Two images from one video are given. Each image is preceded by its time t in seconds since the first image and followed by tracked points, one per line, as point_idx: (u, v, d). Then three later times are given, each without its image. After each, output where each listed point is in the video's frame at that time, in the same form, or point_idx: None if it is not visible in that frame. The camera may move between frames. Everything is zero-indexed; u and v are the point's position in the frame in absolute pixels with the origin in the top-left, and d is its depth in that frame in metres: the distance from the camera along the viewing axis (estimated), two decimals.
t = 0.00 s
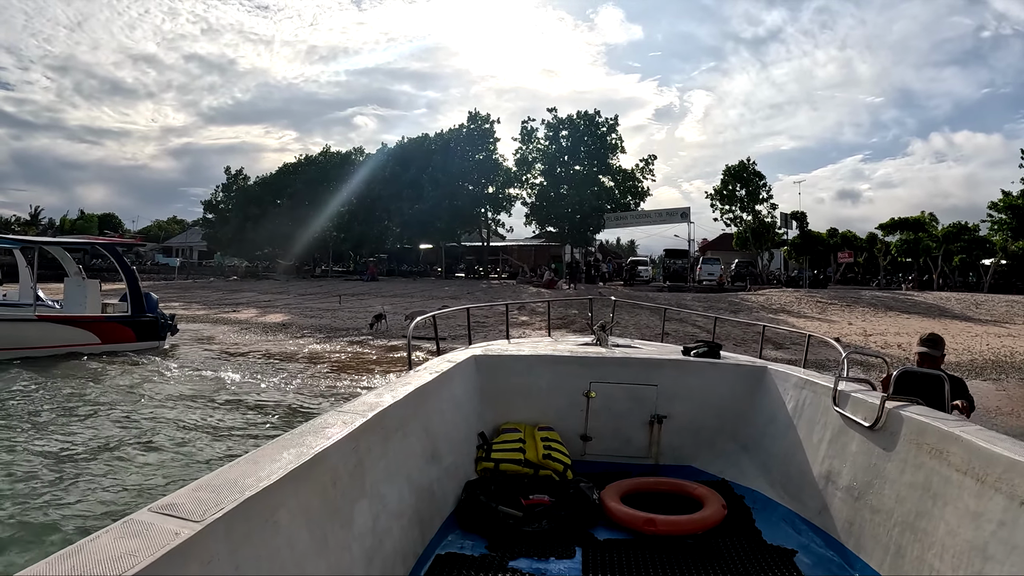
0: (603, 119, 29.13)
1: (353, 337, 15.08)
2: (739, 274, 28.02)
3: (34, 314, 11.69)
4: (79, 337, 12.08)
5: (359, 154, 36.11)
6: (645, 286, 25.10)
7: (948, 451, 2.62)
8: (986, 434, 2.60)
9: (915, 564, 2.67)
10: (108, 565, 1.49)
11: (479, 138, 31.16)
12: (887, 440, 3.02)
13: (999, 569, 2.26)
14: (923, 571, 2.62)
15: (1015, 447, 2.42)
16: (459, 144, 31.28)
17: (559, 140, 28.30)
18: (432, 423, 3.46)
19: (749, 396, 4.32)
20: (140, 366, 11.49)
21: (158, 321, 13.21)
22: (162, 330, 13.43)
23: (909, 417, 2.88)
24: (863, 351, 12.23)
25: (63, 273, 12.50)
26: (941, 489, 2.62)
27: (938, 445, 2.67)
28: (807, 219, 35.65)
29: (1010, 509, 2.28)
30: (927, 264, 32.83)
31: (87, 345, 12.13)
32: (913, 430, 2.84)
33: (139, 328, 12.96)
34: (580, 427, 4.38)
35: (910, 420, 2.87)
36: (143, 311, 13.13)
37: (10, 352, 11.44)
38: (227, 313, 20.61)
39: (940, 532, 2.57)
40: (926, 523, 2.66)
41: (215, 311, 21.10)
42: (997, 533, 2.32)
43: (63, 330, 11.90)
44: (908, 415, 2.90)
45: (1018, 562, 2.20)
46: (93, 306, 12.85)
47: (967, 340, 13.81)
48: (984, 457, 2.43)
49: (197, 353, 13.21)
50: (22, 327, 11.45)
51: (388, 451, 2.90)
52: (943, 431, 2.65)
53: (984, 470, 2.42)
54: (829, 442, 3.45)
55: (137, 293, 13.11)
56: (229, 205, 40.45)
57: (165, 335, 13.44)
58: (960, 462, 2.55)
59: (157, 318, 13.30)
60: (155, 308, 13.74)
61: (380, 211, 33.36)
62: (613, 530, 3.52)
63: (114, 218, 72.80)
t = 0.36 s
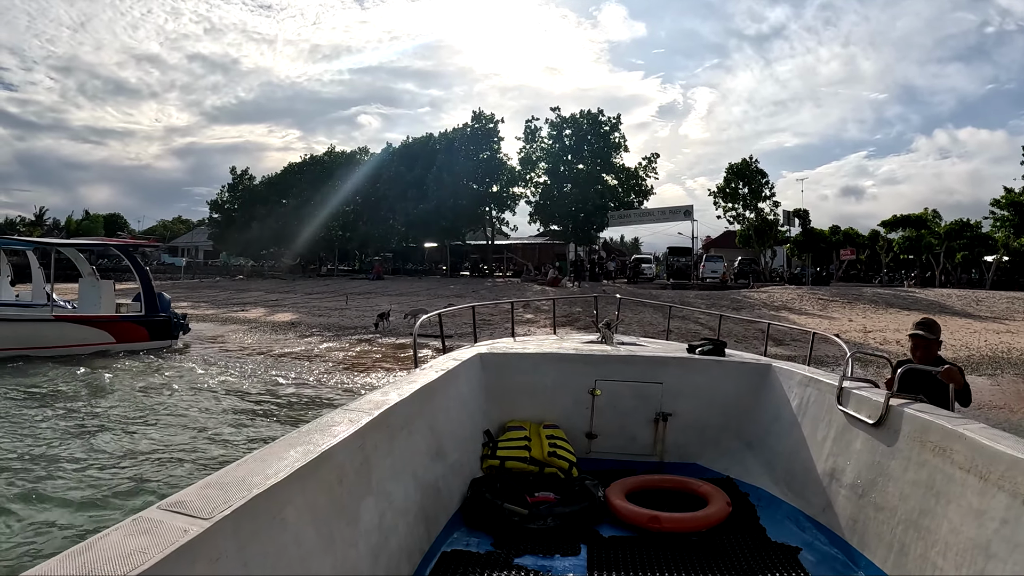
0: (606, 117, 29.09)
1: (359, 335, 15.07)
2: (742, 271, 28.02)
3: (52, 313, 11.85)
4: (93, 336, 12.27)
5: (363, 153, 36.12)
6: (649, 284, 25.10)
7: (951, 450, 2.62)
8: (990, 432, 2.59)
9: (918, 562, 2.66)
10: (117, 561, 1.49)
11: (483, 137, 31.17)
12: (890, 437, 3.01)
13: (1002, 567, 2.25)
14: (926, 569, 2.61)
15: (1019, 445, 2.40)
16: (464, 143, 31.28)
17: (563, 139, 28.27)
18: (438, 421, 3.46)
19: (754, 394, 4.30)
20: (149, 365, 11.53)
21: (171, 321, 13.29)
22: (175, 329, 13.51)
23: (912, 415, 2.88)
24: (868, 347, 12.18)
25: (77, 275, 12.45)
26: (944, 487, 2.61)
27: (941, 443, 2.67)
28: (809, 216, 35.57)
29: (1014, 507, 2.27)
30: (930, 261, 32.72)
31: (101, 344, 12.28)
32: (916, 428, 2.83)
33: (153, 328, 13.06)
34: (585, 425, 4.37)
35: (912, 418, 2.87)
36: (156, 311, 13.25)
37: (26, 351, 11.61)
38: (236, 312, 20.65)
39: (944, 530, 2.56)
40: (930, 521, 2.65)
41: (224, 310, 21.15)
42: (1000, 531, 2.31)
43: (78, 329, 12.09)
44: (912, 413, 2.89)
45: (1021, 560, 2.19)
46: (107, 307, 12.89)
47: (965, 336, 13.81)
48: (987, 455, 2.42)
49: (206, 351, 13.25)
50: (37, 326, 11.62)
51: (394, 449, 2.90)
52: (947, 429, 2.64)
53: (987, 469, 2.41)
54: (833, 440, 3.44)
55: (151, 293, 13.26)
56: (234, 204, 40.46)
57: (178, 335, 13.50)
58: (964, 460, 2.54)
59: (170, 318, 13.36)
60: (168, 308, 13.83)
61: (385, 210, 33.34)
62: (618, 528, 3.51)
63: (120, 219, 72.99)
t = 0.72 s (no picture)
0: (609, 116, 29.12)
1: (364, 333, 15.08)
2: (744, 268, 28.03)
3: (69, 313, 11.87)
4: (109, 334, 12.29)
5: (367, 152, 36.16)
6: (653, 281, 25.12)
7: (961, 450, 2.62)
8: (1001, 434, 2.58)
9: (927, 563, 2.66)
10: (132, 550, 1.50)
11: (487, 137, 31.22)
12: (900, 437, 3.01)
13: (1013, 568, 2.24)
14: (935, 570, 2.61)
15: None
16: (468, 142, 31.33)
17: (566, 138, 28.29)
18: (447, 415, 3.46)
19: (762, 394, 4.29)
20: (158, 362, 11.56)
21: (183, 319, 13.50)
22: (186, 327, 13.71)
23: (923, 417, 2.87)
24: (872, 344, 12.17)
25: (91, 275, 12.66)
26: (955, 488, 2.61)
27: (952, 444, 2.66)
28: (810, 214, 35.54)
29: None
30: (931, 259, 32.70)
31: (116, 342, 12.35)
32: (926, 429, 2.83)
33: (165, 326, 13.22)
34: (593, 422, 4.38)
35: (923, 419, 2.87)
36: (168, 310, 13.41)
37: (44, 349, 11.59)
38: (244, 310, 20.66)
39: (953, 531, 2.56)
40: (939, 521, 2.65)
41: (232, 309, 21.16)
42: (1010, 532, 2.30)
43: (94, 328, 12.10)
44: (922, 414, 2.88)
45: None
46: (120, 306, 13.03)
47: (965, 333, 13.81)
48: (997, 456, 2.42)
49: (213, 349, 13.27)
50: (56, 325, 11.62)
51: (405, 444, 2.90)
52: (958, 430, 2.64)
53: (998, 470, 2.41)
54: (842, 440, 3.44)
55: (162, 292, 13.41)
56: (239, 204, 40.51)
57: (189, 333, 13.69)
58: (974, 461, 2.54)
59: (182, 316, 13.56)
60: (179, 307, 13.99)
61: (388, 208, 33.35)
62: (626, 525, 3.50)
63: (125, 219, 73.03)
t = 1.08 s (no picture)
0: (611, 115, 29.11)
1: (369, 332, 15.08)
2: (747, 267, 28.02)
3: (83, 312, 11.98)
4: (120, 333, 12.32)
5: (371, 151, 36.17)
6: (656, 280, 25.12)
7: (969, 450, 2.61)
8: (1008, 434, 2.57)
9: (933, 563, 2.65)
10: (128, 547, 1.50)
11: (491, 136, 31.21)
12: (906, 436, 3.00)
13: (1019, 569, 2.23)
14: (941, 570, 2.59)
15: None
16: (472, 142, 31.31)
17: (569, 137, 28.30)
18: (450, 413, 3.46)
19: (767, 392, 4.29)
20: (165, 360, 11.59)
21: (192, 318, 13.39)
22: (196, 327, 13.60)
23: (930, 416, 2.87)
24: (878, 342, 12.16)
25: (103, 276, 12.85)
26: (962, 488, 2.60)
27: (959, 444, 2.66)
28: (813, 212, 35.55)
29: None
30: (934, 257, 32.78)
31: (128, 341, 12.37)
32: (933, 428, 2.82)
33: (176, 325, 13.14)
34: (597, 420, 4.38)
35: (930, 418, 2.86)
36: (178, 309, 13.32)
37: (59, 347, 11.75)
38: (251, 309, 20.72)
39: (959, 531, 2.55)
40: (946, 522, 2.63)
41: (240, 308, 21.23)
42: (1017, 533, 2.29)
43: (105, 327, 12.15)
44: (929, 414, 2.88)
45: None
46: (133, 306, 13.20)
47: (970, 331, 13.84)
48: (1004, 456, 2.41)
49: (218, 348, 13.29)
50: (69, 323, 11.74)
51: (407, 440, 2.89)
52: (965, 430, 2.63)
53: (1005, 470, 2.40)
54: (848, 440, 3.43)
55: (173, 291, 13.39)
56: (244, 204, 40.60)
57: (199, 332, 13.59)
58: (981, 462, 2.53)
59: (192, 315, 13.46)
60: (189, 306, 13.96)
61: (392, 207, 33.38)
62: (630, 524, 3.49)
63: (130, 219, 73.19)
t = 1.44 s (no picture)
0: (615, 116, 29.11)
1: (375, 331, 15.07)
2: (750, 267, 27.98)
3: (97, 310, 12.06)
4: (132, 331, 12.39)
5: (376, 151, 36.20)
6: (661, 280, 25.13)
7: (975, 445, 2.59)
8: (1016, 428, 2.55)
9: (940, 559, 2.63)
10: (128, 541, 1.50)
11: (496, 136, 31.22)
12: (912, 430, 2.99)
13: None
14: (947, 565, 2.58)
15: None
16: (477, 142, 31.29)
17: (574, 138, 28.28)
18: (455, 408, 3.45)
19: (773, 386, 4.27)
20: (172, 358, 11.61)
21: (203, 316, 13.42)
22: (207, 325, 13.63)
23: (936, 410, 2.85)
24: (883, 341, 12.17)
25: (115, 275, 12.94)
26: (968, 482, 2.58)
27: (965, 438, 2.64)
28: (816, 212, 35.54)
29: None
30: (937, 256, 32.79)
31: (141, 338, 12.44)
32: (939, 423, 2.81)
33: (187, 324, 13.18)
34: (602, 415, 4.37)
35: (937, 412, 2.84)
36: (190, 308, 13.37)
37: (75, 345, 11.86)
38: (259, 308, 20.77)
39: (965, 526, 2.53)
40: (953, 516, 2.62)
41: (247, 307, 21.29)
42: None
43: (119, 325, 12.23)
44: (936, 408, 2.86)
45: None
46: (146, 304, 13.27)
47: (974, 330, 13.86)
48: (1011, 450, 2.40)
49: (225, 347, 13.31)
50: (85, 321, 11.85)
51: (410, 435, 2.89)
52: (972, 425, 2.61)
53: (1012, 464, 2.38)
54: (854, 435, 3.41)
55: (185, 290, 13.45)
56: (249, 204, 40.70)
57: (210, 331, 13.62)
58: (989, 456, 2.51)
59: (203, 314, 13.49)
60: (201, 305, 14.01)
61: (397, 207, 33.38)
62: (635, 519, 3.48)
63: (137, 219, 73.42)
